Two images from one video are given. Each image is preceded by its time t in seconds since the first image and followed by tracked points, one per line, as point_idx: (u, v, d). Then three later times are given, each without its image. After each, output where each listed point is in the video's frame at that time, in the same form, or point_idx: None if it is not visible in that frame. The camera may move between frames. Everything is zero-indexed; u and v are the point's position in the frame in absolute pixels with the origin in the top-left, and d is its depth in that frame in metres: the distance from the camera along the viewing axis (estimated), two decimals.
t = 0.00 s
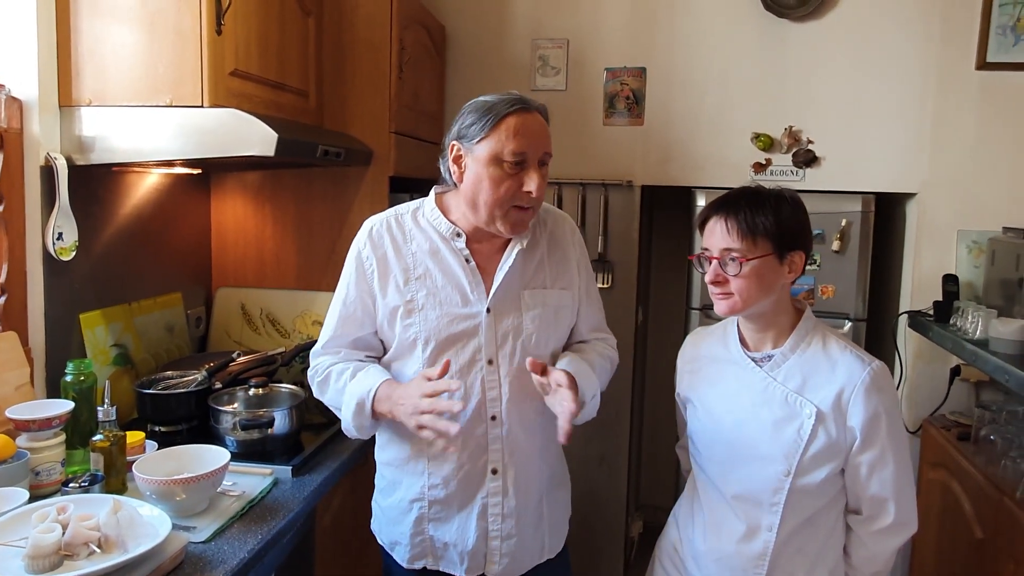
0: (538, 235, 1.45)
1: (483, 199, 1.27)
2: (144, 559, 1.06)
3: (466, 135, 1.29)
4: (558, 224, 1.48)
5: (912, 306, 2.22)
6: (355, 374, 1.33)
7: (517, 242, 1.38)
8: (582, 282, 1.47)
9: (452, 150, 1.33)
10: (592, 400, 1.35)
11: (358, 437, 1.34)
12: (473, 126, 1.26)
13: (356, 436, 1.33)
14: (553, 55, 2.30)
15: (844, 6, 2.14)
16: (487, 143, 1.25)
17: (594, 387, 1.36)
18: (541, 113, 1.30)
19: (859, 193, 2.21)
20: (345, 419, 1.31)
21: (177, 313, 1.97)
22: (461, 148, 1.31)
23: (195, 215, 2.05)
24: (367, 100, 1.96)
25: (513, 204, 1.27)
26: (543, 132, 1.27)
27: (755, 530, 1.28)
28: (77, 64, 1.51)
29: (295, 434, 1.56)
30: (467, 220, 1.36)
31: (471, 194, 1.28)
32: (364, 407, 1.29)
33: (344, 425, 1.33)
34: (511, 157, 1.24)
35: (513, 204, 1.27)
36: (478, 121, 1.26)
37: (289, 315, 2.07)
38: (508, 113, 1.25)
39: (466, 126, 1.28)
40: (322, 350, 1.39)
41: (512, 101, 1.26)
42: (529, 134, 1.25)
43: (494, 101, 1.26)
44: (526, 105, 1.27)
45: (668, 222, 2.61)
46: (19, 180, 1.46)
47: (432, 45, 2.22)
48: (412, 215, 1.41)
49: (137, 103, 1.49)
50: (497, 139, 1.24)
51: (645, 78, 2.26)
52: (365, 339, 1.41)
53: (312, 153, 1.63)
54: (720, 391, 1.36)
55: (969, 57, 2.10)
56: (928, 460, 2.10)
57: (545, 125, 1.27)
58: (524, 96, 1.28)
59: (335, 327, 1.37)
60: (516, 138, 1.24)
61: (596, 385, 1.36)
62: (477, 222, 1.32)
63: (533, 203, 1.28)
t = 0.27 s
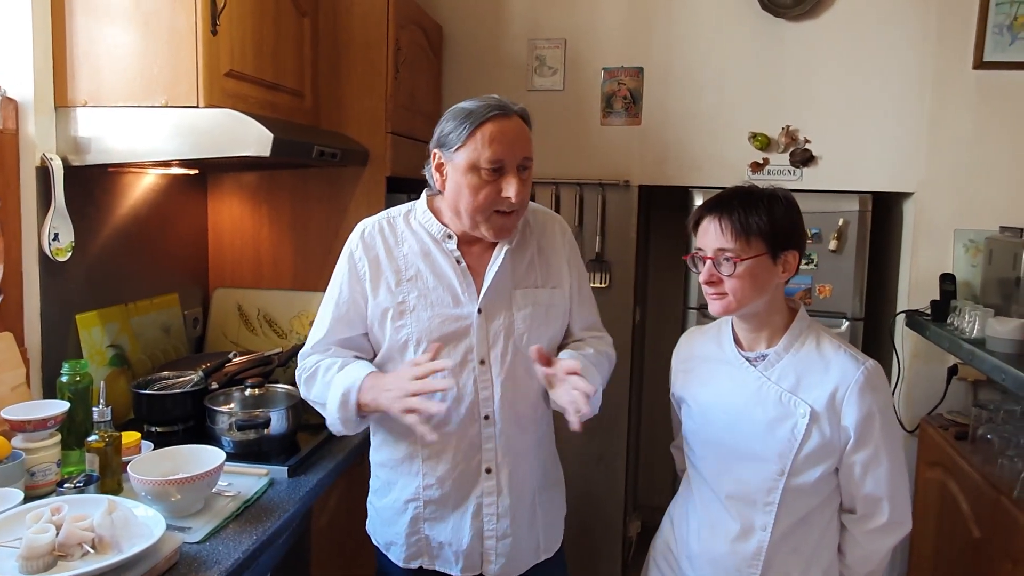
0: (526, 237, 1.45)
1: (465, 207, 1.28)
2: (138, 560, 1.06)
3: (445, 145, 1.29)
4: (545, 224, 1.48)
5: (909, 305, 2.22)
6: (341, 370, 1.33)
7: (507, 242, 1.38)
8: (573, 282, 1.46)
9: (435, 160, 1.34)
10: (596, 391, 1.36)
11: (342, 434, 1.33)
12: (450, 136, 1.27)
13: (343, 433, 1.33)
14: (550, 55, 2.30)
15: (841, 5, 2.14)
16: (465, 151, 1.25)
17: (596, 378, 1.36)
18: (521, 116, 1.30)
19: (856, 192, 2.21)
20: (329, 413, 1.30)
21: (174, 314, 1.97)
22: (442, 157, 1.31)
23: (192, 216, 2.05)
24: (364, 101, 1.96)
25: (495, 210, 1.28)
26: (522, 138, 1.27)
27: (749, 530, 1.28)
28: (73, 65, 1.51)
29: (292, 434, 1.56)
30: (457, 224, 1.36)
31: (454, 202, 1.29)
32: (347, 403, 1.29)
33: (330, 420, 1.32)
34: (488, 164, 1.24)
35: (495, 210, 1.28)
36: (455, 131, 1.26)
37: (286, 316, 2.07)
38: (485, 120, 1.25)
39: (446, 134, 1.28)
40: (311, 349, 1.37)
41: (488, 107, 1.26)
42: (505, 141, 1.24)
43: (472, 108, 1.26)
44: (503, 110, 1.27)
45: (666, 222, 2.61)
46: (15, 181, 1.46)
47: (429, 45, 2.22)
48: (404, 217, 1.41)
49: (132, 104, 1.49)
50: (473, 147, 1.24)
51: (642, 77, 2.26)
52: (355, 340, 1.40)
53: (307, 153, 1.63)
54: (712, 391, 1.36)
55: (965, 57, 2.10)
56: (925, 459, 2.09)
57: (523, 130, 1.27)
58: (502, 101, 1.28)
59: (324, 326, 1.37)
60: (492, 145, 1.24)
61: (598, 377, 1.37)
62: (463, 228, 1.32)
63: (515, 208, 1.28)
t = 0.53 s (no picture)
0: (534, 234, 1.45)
1: (447, 203, 1.31)
2: (133, 560, 1.06)
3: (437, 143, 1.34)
4: (559, 222, 1.47)
5: (907, 305, 2.22)
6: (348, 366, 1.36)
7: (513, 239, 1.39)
8: (584, 280, 1.45)
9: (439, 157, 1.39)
10: (587, 402, 1.34)
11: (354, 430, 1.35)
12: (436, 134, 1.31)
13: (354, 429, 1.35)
14: (548, 55, 2.30)
15: (838, 5, 2.14)
16: (447, 148, 1.29)
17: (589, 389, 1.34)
18: (509, 114, 1.29)
19: (854, 192, 2.21)
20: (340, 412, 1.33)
21: (171, 315, 1.97)
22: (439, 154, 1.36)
23: (190, 217, 2.05)
24: (361, 101, 1.95)
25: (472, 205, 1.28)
26: (503, 134, 1.26)
27: (744, 529, 1.28)
28: (69, 65, 1.51)
29: (288, 434, 1.56)
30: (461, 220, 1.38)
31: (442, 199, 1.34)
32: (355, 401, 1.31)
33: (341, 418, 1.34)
34: (463, 159, 1.26)
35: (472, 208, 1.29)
36: (440, 129, 1.30)
37: (283, 316, 2.07)
38: (467, 116, 1.27)
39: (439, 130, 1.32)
40: (325, 343, 1.42)
41: (470, 105, 1.27)
42: (482, 136, 1.25)
43: (459, 106, 1.28)
44: (486, 108, 1.27)
45: (665, 222, 2.60)
46: (11, 181, 1.46)
47: (426, 45, 2.22)
48: (415, 213, 1.43)
49: (128, 104, 1.49)
50: (448, 146, 1.27)
51: (639, 77, 2.26)
52: (368, 335, 1.43)
53: (304, 153, 1.63)
54: (708, 391, 1.36)
55: (963, 56, 2.10)
56: (923, 459, 2.09)
57: (503, 128, 1.26)
58: (490, 99, 1.29)
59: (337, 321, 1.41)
60: (464, 144, 1.25)
61: (592, 387, 1.35)
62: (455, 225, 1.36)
63: (488, 204, 1.27)
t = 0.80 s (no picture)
0: (559, 233, 1.49)
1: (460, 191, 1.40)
2: (131, 560, 1.06)
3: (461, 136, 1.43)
4: (587, 220, 1.51)
5: (907, 304, 2.21)
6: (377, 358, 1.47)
7: (534, 237, 1.44)
8: (608, 279, 1.48)
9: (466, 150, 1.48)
10: (608, 401, 1.36)
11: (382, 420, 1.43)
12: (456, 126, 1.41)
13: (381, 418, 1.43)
14: (547, 55, 2.30)
15: (837, 4, 2.14)
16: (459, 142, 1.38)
17: (610, 389, 1.36)
18: (520, 108, 1.35)
19: (853, 191, 2.20)
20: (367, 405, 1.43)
21: (171, 315, 1.97)
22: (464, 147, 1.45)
23: (189, 217, 2.05)
24: (359, 100, 1.95)
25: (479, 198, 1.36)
26: (508, 130, 1.33)
27: (743, 527, 1.28)
28: (67, 65, 1.51)
29: (287, 434, 1.57)
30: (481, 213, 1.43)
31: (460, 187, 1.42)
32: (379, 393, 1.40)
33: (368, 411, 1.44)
34: (468, 154, 1.34)
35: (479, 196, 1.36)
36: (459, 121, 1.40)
37: (282, 316, 2.07)
38: (475, 113, 1.35)
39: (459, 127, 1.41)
40: (361, 334, 1.54)
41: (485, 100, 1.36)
42: (485, 133, 1.32)
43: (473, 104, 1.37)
44: (497, 102, 1.35)
45: (664, 221, 2.60)
46: (9, 181, 1.46)
47: (425, 45, 2.22)
48: (441, 212, 1.52)
49: (126, 104, 1.49)
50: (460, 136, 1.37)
51: (638, 77, 2.25)
52: (402, 328, 1.54)
53: (303, 153, 1.62)
54: (707, 389, 1.36)
55: (962, 55, 2.10)
56: (923, 458, 2.09)
57: (509, 120, 1.33)
58: (505, 95, 1.36)
59: (371, 313, 1.53)
60: (472, 134, 1.34)
61: (613, 387, 1.37)
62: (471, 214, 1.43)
63: (490, 197, 1.33)
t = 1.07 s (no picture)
0: (579, 237, 1.49)
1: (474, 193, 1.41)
2: (128, 560, 1.06)
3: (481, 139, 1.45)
4: (608, 226, 1.50)
5: (906, 303, 2.21)
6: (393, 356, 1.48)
7: (551, 242, 1.44)
8: (624, 286, 1.47)
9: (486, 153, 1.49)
10: (612, 412, 1.35)
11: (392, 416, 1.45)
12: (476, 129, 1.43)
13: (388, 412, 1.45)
14: (545, 54, 2.30)
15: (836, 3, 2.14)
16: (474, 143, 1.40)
17: (614, 400, 1.35)
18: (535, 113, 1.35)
19: (852, 190, 2.20)
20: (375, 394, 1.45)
21: (169, 315, 1.97)
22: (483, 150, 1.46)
23: (188, 217, 2.05)
24: (358, 100, 1.95)
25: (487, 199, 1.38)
26: (517, 135, 1.33)
27: (743, 527, 1.27)
28: (64, 66, 1.51)
29: (285, 435, 1.57)
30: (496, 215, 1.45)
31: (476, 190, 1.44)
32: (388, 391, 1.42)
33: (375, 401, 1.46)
34: (478, 156, 1.36)
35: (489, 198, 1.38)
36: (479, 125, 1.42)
37: (281, 316, 2.07)
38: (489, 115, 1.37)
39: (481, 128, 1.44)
40: (378, 328, 1.56)
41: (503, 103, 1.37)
42: (493, 136, 1.34)
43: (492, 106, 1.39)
44: (512, 105, 1.36)
45: (663, 220, 2.60)
46: (6, 182, 1.46)
47: (423, 45, 2.22)
48: (462, 213, 1.53)
49: (123, 105, 1.49)
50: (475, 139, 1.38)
51: (637, 76, 2.25)
52: (419, 326, 1.55)
53: (301, 153, 1.62)
54: (706, 389, 1.36)
55: (961, 54, 2.10)
56: (922, 457, 2.09)
57: (523, 124, 1.34)
58: (523, 99, 1.37)
59: (391, 308, 1.55)
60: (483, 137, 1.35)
61: (618, 398, 1.36)
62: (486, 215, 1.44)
63: (497, 199, 1.34)
